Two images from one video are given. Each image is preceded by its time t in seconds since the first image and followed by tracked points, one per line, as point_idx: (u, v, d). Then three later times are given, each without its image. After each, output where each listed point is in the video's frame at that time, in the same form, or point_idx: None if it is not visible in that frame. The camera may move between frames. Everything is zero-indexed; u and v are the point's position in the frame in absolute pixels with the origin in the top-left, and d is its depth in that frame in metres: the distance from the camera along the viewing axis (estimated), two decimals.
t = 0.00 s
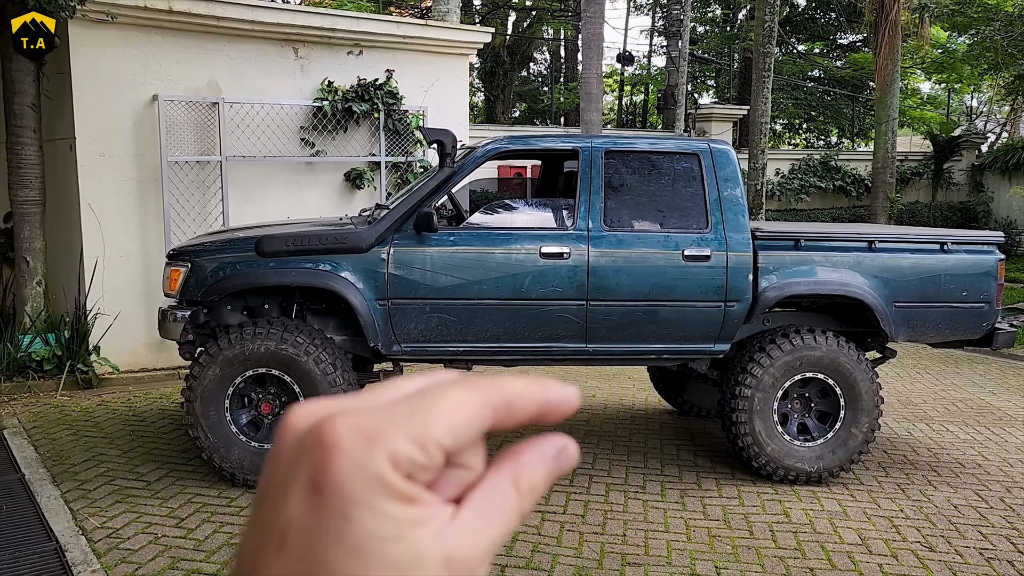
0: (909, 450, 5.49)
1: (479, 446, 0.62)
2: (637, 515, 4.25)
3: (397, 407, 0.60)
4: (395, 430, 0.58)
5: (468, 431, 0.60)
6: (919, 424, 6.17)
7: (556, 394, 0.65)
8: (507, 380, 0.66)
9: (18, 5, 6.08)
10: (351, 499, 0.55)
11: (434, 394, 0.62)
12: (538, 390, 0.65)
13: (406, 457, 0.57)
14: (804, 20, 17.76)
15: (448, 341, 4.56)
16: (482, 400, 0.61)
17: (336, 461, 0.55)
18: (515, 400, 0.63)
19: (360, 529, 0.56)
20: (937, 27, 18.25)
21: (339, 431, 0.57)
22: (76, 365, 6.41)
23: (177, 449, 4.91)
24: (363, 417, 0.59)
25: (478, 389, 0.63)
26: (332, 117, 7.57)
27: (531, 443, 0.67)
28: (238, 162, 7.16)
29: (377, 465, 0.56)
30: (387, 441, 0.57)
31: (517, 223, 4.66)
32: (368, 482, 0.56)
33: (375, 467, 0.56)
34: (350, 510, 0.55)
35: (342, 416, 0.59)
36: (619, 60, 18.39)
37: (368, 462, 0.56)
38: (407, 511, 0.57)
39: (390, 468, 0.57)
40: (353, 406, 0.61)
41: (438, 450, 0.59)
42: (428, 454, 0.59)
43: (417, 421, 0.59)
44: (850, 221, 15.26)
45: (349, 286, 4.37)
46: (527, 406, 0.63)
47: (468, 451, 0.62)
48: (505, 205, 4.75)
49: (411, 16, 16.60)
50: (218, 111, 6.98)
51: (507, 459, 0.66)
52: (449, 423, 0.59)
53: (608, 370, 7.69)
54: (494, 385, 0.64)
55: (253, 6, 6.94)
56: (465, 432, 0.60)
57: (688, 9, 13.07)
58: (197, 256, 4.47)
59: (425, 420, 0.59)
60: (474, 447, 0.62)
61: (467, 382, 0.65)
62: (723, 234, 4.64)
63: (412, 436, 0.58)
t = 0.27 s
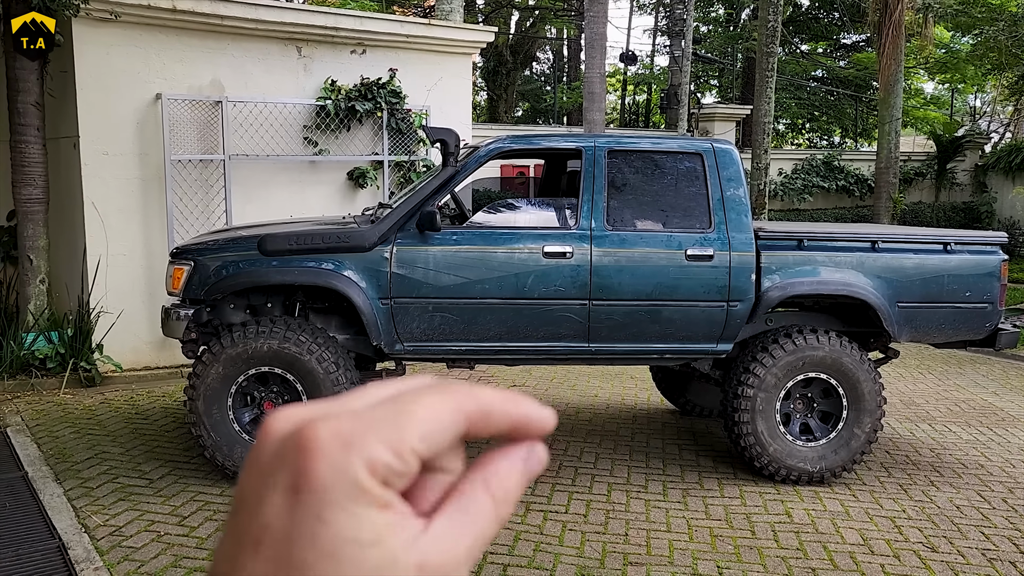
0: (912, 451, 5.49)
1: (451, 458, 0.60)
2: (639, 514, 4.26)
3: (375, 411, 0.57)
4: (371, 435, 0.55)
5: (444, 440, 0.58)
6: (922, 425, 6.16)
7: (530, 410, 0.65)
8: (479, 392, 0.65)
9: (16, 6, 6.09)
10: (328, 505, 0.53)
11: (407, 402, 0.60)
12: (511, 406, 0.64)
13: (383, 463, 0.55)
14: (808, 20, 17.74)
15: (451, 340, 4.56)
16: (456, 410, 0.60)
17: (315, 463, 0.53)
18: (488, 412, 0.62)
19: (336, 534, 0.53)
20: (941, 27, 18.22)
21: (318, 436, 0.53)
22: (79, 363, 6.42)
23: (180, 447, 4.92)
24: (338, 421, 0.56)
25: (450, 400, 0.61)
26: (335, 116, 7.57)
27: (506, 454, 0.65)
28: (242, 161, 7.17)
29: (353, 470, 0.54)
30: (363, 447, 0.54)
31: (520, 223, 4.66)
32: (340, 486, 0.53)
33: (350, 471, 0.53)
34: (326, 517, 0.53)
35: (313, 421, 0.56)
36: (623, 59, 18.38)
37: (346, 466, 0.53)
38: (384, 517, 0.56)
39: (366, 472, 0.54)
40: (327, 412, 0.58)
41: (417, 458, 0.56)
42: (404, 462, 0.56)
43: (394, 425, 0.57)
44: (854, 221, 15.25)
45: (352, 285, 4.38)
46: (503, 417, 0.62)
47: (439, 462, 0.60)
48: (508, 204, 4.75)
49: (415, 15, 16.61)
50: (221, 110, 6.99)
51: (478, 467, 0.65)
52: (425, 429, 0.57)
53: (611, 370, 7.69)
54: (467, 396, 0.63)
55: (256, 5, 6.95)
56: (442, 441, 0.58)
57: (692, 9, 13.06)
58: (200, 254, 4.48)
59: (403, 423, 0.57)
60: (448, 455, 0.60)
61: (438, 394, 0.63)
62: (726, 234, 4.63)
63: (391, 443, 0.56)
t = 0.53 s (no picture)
0: (914, 452, 5.48)
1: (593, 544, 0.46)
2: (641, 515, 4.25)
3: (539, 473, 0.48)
4: (527, 488, 0.45)
5: (594, 524, 0.44)
6: (924, 426, 6.16)
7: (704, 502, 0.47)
8: (651, 471, 0.50)
9: (15, 6, 6.11)
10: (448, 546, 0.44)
11: (574, 471, 0.48)
12: (677, 489, 0.48)
13: (523, 523, 0.44)
14: (810, 21, 17.76)
15: (453, 341, 4.56)
16: (621, 490, 0.46)
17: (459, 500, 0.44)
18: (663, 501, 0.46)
19: None
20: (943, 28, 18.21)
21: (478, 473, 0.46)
22: (81, 362, 6.43)
23: (182, 447, 4.92)
24: (500, 466, 0.48)
25: (618, 477, 0.48)
26: (338, 116, 7.58)
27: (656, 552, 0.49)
28: (244, 161, 7.17)
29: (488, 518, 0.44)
30: (514, 498, 0.45)
31: (522, 223, 4.66)
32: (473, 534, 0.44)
33: (490, 520, 0.44)
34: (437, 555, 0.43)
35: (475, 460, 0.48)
36: (625, 59, 18.40)
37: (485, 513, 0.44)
38: None
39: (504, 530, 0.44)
40: (492, 457, 0.50)
41: (559, 532, 0.44)
42: (545, 533, 0.44)
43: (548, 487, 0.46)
44: (856, 222, 15.25)
45: (354, 285, 4.38)
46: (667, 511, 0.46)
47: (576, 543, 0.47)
48: (511, 205, 4.75)
49: (418, 15, 16.65)
50: (224, 110, 7.00)
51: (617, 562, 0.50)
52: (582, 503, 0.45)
53: (613, 370, 7.70)
54: (633, 477, 0.48)
55: (259, 5, 6.96)
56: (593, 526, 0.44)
57: (694, 10, 13.07)
58: (203, 254, 4.48)
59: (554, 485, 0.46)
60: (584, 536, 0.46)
61: (605, 461, 0.50)
62: (729, 235, 4.63)
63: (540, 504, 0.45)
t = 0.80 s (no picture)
0: (917, 455, 5.47)
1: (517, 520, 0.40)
2: (642, 517, 4.25)
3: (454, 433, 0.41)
4: (440, 455, 0.39)
5: (522, 498, 0.39)
6: (927, 429, 6.14)
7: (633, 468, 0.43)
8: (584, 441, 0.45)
9: (16, 6, 6.11)
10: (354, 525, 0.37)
11: (493, 438, 0.42)
12: (602, 456, 0.43)
13: (437, 492, 0.38)
14: (813, 23, 17.76)
15: (455, 342, 4.56)
16: (545, 464, 0.40)
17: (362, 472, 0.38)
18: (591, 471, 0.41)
19: None
20: (946, 30, 18.21)
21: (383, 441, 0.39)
22: (83, 362, 6.43)
23: (183, 447, 4.92)
24: (410, 432, 0.41)
25: (540, 449, 0.42)
26: (340, 117, 7.59)
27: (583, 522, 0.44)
28: (247, 161, 7.18)
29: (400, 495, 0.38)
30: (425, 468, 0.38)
31: (525, 224, 4.66)
32: (376, 512, 0.37)
33: (396, 493, 0.38)
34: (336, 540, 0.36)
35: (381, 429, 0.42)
36: (628, 61, 18.41)
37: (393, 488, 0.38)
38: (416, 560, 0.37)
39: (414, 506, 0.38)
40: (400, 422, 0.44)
41: (473, 508, 0.38)
42: (462, 506, 0.38)
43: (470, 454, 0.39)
44: (858, 224, 15.26)
45: (356, 286, 4.38)
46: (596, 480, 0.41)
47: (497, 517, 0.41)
48: (513, 206, 4.75)
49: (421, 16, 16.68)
50: (226, 111, 7.01)
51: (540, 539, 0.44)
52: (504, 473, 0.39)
53: (615, 372, 7.69)
54: (562, 448, 0.43)
55: (262, 6, 6.96)
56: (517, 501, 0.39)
57: (696, 12, 13.08)
58: (205, 254, 4.48)
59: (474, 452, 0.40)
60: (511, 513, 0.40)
61: (531, 434, 0.44)
62: (731, 237, 4.63)
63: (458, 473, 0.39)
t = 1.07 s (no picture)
0: (917, 458, 5.46)
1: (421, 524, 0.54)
2: (642, 519, 4.24)
3: (368, 462, 0.54)
4: (354, 479, 0.51)
5: (422, 512, 0.51)
6: (927, 432, 6.14)
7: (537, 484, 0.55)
8: (484, 460, 0.58)
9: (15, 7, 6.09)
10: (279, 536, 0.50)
11: (404, 461, 0.55)
12: (507, 474, 0.55)
13: (351, 509, 0.50)
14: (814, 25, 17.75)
15: (455, 343, 4.55)
16: (450, 480, 0.53)
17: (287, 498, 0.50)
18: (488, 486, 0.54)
19: None
20: (948, 32, 18.19)
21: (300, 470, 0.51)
22: (83, 363, 6.43)
23: (183, 448, 4.91)
24: (328, 457, 0.53)
25: (447, 467, 0.55)
26: (340, 117, 7.59)
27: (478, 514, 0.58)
28: (247, 162, 7.17)
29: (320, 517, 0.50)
30: (341, 491, 0.50)
31: (525, 226, 4.65)
32: (298, 528, 0.50)
33: (314, 513, 0.50)
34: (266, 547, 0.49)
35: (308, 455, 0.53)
36: (628, 63, 18.41)
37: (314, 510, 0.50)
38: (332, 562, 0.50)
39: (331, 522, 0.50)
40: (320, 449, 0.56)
41: (388, 519, 0.50)
42: (374, 520, 0.51)
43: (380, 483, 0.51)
44: (859, 226, 15.25)
45: (356, 286, 4.37)
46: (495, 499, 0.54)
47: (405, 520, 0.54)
48: (513, 208, 4.75)
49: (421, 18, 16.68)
50: (227, 111, 7.01)
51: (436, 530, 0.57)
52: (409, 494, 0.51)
53: (615, 374, 7.69)
54: (469, 465, 0.56)
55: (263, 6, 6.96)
56: (426, 513, 0.51)
57: (697, 14, 13.08)
58: (205, 255, 4.47)
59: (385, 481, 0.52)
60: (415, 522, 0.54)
61: (443, 457, 0.57)
62: (731, 238, 4.62)
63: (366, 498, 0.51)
